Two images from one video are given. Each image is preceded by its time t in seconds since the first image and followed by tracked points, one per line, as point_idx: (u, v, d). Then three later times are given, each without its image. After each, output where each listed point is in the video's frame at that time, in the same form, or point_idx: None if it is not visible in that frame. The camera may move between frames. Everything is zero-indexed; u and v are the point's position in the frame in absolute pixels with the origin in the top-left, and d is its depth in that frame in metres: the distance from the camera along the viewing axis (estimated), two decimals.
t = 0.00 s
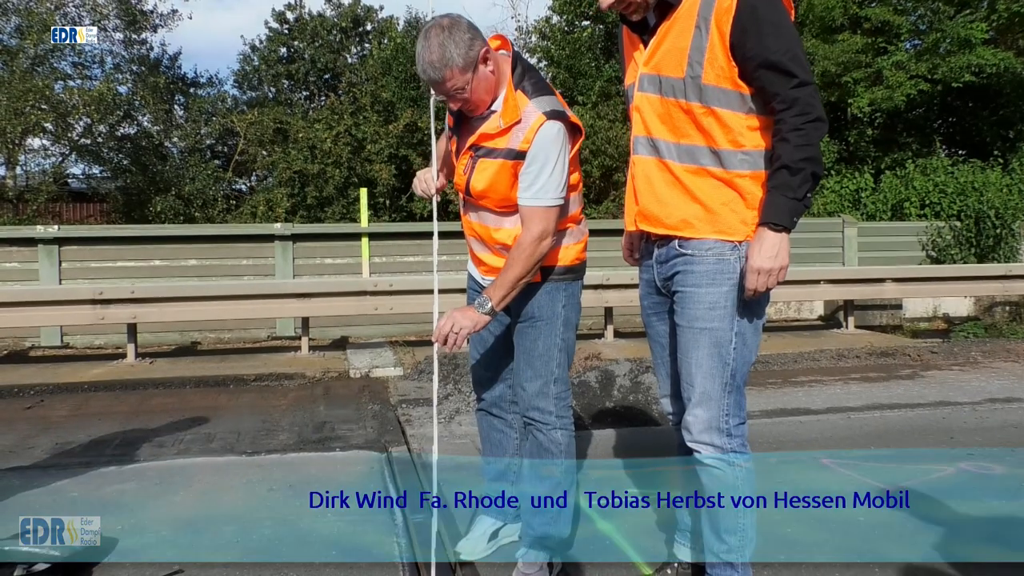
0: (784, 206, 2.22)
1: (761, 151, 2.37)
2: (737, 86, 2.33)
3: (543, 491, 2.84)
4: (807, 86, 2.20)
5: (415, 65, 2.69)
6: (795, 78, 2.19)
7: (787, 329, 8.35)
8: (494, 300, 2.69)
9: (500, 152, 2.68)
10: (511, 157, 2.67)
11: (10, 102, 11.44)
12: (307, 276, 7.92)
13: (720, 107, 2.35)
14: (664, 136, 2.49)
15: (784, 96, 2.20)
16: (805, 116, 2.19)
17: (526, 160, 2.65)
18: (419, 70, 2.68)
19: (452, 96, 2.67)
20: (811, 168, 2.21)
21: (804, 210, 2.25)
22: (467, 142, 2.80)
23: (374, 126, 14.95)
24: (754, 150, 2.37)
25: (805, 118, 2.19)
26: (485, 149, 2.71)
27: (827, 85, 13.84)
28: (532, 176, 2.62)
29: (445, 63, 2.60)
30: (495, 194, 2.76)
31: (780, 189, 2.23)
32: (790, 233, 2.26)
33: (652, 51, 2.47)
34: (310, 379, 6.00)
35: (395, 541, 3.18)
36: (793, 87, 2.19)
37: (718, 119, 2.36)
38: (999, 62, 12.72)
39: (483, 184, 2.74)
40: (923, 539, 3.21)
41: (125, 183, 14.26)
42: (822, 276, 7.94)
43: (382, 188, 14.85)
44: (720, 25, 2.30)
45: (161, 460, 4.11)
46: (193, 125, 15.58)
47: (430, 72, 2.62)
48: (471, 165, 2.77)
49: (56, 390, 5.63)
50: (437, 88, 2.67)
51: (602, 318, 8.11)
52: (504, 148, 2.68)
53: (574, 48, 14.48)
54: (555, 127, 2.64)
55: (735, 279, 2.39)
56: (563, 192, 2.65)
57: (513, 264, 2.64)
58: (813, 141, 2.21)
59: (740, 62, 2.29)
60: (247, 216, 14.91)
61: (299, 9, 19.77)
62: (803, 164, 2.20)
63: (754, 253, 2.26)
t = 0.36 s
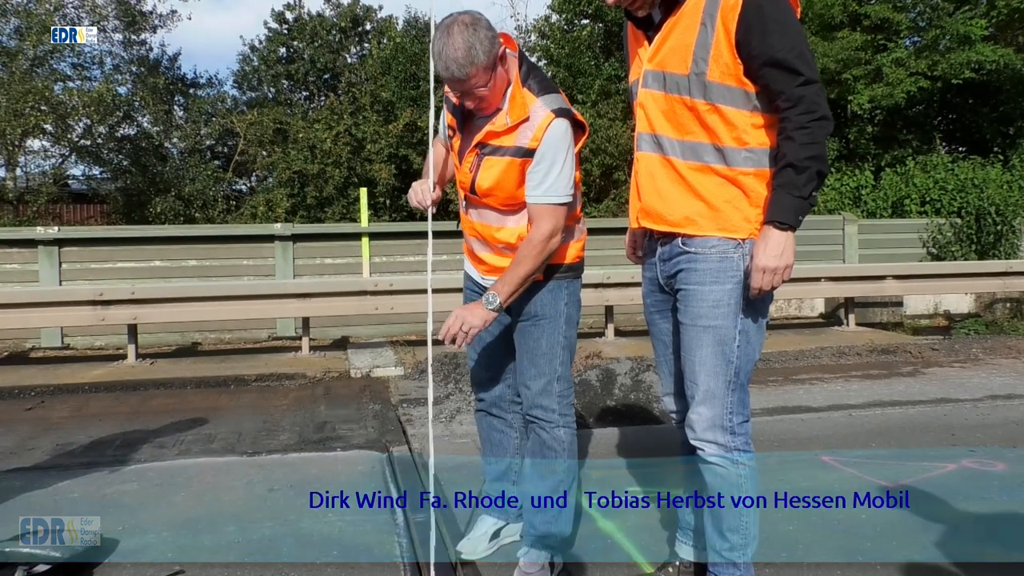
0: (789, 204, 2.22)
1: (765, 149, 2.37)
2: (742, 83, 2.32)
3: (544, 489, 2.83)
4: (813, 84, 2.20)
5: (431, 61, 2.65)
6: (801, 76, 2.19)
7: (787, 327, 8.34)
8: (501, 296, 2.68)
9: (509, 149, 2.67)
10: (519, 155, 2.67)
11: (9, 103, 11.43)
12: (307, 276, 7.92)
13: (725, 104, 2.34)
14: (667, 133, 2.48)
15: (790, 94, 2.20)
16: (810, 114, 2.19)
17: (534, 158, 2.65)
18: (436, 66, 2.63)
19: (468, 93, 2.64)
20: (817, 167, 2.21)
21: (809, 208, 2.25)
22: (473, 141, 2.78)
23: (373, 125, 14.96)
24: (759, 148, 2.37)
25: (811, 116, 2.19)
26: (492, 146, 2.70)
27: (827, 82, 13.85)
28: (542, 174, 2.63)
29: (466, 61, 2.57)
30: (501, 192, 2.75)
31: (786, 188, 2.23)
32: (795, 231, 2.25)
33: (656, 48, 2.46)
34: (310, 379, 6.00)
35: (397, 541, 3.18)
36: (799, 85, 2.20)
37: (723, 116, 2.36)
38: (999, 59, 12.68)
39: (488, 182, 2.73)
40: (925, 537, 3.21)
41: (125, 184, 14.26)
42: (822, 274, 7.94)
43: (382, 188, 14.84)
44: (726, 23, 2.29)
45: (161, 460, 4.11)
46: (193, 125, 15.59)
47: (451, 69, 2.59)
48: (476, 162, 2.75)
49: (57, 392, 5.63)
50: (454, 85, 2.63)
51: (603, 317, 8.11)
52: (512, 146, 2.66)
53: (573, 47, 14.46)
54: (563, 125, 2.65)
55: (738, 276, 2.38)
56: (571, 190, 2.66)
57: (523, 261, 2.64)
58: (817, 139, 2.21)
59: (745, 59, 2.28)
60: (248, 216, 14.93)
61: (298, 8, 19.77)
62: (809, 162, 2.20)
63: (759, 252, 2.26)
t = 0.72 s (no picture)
0: (793, 203, 2.21)
1: (767, 147, 2.36)
2: (745, 80, 2.31)
3: (545, 487, 2.82)
4: (816, 83, 2.20)
5: (449, 53, 2.61)
6: (804, 74, 2.19)
7: (788, 324, 8.34)
8: (523, 295, 2.69)
9: (519, 144, 2.66)
10: (530, 150, 2.66)
11: (9, 106, 11.42)
12: (307, 276, 7.92)
13: (727, 101, 2.34)
14: (669, 129, 2.48)
15: (793, 92, 2.19)
16: (814, 113, 2.19)
17: (546, 153, 2.66)
18: (455, 59, 2.60)
19: (485, 88, 2.62)
20: (819, 166, 2.21)
21: (812, 207, 2.25)
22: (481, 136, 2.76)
23: (372, 125, 14.97)
24: (760, 145, 2.36)
25: (814, 115, 2.19)
26: (502, 141, 2.68)
27: (826, 79, 13.86)
28: (556, 169, 2.65)
29: (488, 54, 2.56)
30: (510, 187, 2.73)
31: (789, 187, 2.22)
32: (798, 231, 2.25)
33: (659, 44, 2.46)
34: (310, 379, 5.99)
35: (398, 540, 3.18)
36: (802, 83, 2.19)
37: (725, 113, 2.35)
38: (998, 55, 12.70)
39: (497, 177, 2.70)
40: (926, 533, 3.21)
41: (124, 186, 14.25)
42: (822, 271, 7.93)
43: (382, 188, 14.84)
44: (730, 20, 2.28)
45: (162, 461, 4.10)
46: (192, 126, 15.59)
47: (472, 62, 2.56)
48: (483, 157, 2.72)
49: (57, 393, 5.62)
50: (473, 78, 2.60)
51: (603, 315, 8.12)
52: (523, 140, 2.66)
53: (572, 45, 14.45)
54: (573, 120, 2.68)
55: (740, 273, 2.38)
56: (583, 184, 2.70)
57: (542, 257, 2.67)
58: (821, 138, 2.20)
59: (749, 56, 2.27)
60: (247, 217, 14.93)
61: (297, 9, 19.76)
62: (812, 161, 2.20)
63: (763, 251, 2.26)
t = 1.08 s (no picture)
0: (791, 204, 2.21)
1: (765, 146, 2.36)
2: (743, 78, 2.31)
3: (546, 486, 2.82)
4: (815, 83, 2.19)
5: (464, 47, 2.59)
6: (804, 74, 2.18)
7: (788, 322, 8.34)
8: (525, 286, 2.70)
9: (529, 140, 2.67)
10: (541, 146, 2.67)
11: (8, 107, 11.42)
12: (307, 276, 7.92)
13: (724, 101, 2.34)
14: (667, 127, 2.47)
15: (792, 92, 2.19)
16: (812, 113, 2.18)
17: (556, 149, 2.67)
18: (471, 54, 2.57)
19: (499, 83, 2.61)
20: (818, 166, 2.20)
21: (811, 207, 2.24)
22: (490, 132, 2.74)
23: (371, 124, 15.00)
24: (759, 144, 2.35)
25: (813, 115, 2.18)
26: (511, 137, 2.68)
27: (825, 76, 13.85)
28: (566, 165, 2.67)
29: (505, 49, 2.55)
30: (518, 183, 2.72)
31: (787, 188, 2.22)
32: (796, 232, 2.25)
33: (659, 41, 2.45)
34: (310, 379, 5.99)
35: (398, 540, 3.18)
36: (802, 83, 2.18)
37: (723, 112, 2.35)
38: (997, 51, 12.71)
39: (506, 172, 2.69)
40: (926, 530, 3.21)
41: (124, 186, 14.26)
42: (822, 268, 7.93)
43: (381, 187, 14.86)
44: (729, 18, 2.28)
45: (162, 462, 4.10)
46: (191, 126, 15.61)
47: (490, 57, 2.54)
48: (492, 153, 2.71)
49: (58, 394, 5.63)
50: (489, 74, 2.58)
51: (603, 314, 8.12)
52: (533, 137, 2.67)
53: (571, 44, 14.42)
54: (583, 117, 2.70)
55: (739, 273, 2.37)
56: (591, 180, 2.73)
57: (548, 251, 2.68)
58: (819, 139, 2.20)
59: (747, 55, 2.27)
60: (247, 217, 14.94)
61: (295, 8, 19.75)
62: (810, 161, 2.20)
63: (761, 252, 2.25)
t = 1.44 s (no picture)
0: (785, 205, 2.21)
1: (763, 146, 2.35)
2: (743, 78, 2.30)
3: (546, 485, 2.82)
4: (813, 83, 2.19)
5: (475, 46, 2.58)
6: (802, 74, 2.18)
7: (788, 322, 8.34)
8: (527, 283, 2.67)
9: (538, 139, 2.68)
10: (549, 146, 2.68)
11: (9, 104, 11.39)
12: (307, 275, 7.92)
13: (724, 99, 2.33)
14: (666, 124, 2.47)
15: (789, 92, 2.19)
16: (810, 114, 2.18)
17: (564, 149, 2.68)
18: (482, 53, 2.57)
19: (509, 83, 2.60)
20: (814, 168, 2.20)
21: (806, 209, 2.24)
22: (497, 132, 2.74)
23: (373, 123, 15.01)
24: (757, 144, 2.35)
25: (810, 116, 2.18)
26: (519, 137, 2.69)
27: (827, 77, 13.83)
28: (573, 165, 2.68)
29: (516, 49, 2.55)
30: (526, 183, 2.72)
31: (782, 189, 2.22)
32: (791, 233, 2.24)
33: (660, 37, 2.45)
34: (310, 377, 5.99)
35: (397, 539, 3.18)
36: (799, 83, 2.18)
37: (722, 111, 2.35)
38: (1000, 52, 12.70)
39: (515, 172, 2.69)
40: (925, 531, 3.21)
41: (125, 184, 14.25)
42: (823, 269, 7.92)
43: (383, 186, 14.89)
44: (730, 16, 2.28)
45: (162, 460, 4.10)
46: (192, 124, 15.61)
47: (502, 56, 2.54)
48: (500, 152, 2.71)
49: (58, 391, 5.63)
50: (500, 73, 2.58)
51: (603, 313, 8.12)
52: (542, 136, 2.68)
53: (572, 44, 14.45)
54: (589, 118, 2.72)
55: (738, 276, 2.37)
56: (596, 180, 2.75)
57: (552, 248, 2.67)
58: (816, 140, 2.19)
59: (747, 54, 2.26)
60: (248, 215, 14.93)
61: (297, 7, 19.75)
62: (806, 163, 2.19)
63: (754, 253, 2.25)
